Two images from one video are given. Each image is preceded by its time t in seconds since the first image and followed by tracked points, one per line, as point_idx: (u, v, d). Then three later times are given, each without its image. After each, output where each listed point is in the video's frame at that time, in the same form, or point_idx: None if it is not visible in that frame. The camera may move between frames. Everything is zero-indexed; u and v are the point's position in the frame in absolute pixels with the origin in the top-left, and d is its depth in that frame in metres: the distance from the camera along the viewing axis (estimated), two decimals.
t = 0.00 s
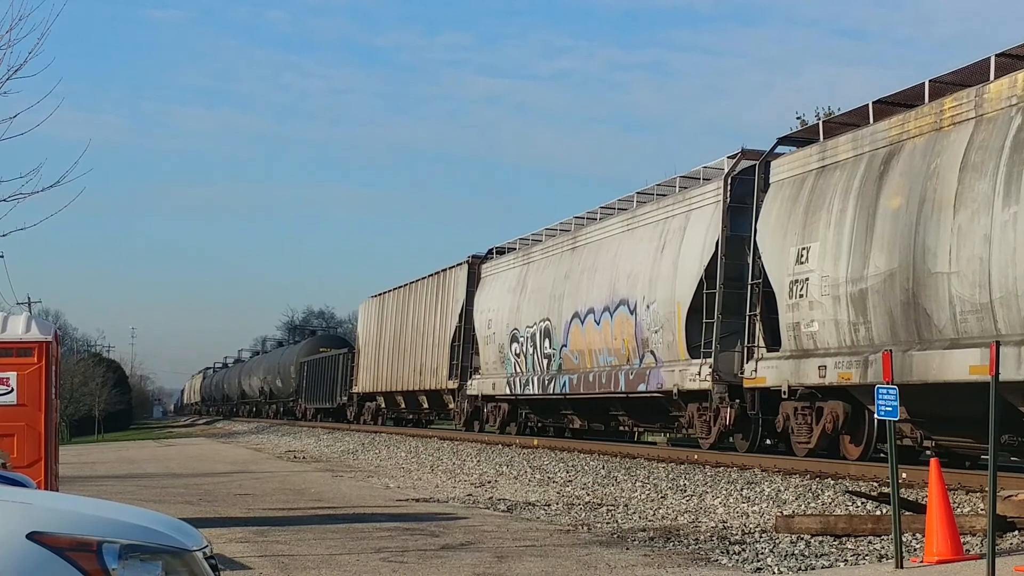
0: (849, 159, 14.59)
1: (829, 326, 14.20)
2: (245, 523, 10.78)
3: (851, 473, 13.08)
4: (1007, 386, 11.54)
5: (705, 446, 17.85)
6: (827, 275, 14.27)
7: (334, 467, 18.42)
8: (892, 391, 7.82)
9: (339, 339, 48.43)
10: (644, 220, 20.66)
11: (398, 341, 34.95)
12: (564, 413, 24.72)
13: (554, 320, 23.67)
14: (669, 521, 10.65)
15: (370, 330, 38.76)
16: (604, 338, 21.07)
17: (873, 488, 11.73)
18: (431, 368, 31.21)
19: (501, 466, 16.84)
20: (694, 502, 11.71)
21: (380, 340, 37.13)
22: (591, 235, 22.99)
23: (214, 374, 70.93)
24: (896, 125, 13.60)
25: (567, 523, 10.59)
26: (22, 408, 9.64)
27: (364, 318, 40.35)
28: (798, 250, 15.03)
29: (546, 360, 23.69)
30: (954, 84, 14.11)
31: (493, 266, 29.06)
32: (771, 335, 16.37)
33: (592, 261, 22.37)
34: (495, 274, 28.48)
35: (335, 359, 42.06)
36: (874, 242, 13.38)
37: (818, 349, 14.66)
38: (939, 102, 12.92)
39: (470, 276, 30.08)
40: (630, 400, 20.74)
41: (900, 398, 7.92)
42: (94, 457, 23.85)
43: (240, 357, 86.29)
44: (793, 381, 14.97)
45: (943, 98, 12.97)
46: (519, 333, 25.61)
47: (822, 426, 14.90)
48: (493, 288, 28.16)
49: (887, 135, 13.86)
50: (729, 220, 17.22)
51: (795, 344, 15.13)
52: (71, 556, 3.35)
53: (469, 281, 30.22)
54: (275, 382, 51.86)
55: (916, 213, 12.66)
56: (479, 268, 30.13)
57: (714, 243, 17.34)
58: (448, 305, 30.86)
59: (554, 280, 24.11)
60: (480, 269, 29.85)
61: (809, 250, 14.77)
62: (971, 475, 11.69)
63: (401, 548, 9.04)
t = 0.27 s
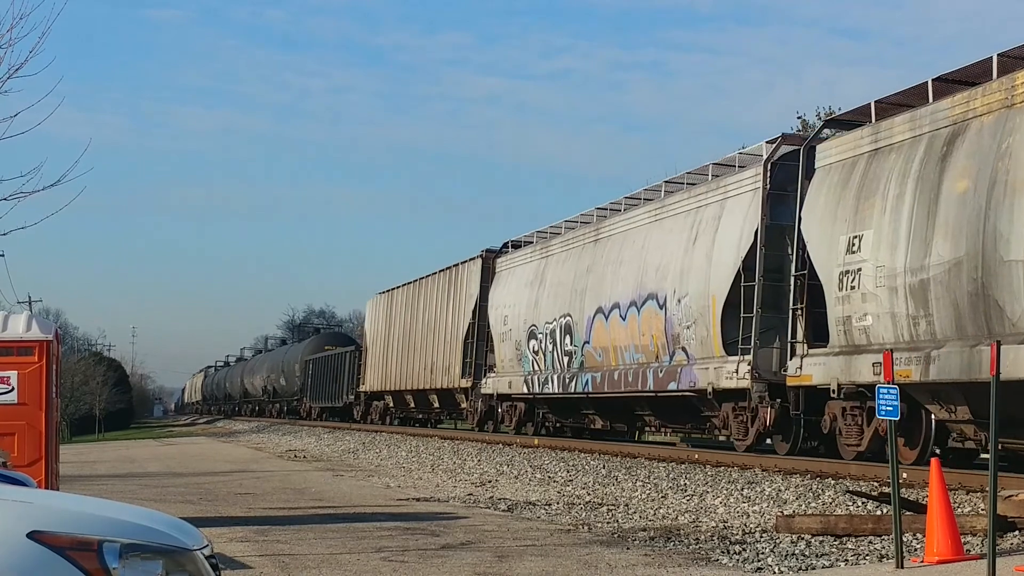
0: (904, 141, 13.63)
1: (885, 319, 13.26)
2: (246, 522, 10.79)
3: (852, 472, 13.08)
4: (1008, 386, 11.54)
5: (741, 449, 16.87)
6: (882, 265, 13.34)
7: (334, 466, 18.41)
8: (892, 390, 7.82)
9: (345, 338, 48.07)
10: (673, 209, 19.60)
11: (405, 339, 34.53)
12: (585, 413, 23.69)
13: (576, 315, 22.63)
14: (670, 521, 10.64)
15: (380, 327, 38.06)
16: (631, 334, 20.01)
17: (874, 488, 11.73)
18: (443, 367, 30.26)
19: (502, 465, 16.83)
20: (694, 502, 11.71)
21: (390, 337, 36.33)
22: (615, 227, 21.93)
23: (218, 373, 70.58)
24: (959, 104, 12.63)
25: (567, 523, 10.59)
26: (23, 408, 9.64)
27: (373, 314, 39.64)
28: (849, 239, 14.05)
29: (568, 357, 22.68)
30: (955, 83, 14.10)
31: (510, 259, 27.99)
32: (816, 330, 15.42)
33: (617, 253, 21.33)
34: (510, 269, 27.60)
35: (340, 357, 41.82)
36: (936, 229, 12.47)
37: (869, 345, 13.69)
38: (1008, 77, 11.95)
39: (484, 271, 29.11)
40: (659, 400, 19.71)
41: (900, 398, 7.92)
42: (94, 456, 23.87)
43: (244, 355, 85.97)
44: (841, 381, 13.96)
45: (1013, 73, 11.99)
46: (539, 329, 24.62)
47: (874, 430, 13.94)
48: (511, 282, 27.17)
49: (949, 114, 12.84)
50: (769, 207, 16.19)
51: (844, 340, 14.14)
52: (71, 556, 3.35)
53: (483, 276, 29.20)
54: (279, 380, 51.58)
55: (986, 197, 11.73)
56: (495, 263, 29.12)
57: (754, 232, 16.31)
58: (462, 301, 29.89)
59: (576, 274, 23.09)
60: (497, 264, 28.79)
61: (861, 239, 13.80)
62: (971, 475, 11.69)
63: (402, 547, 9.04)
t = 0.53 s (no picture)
0: (968, 120, 12.56)
1: (949, 312, 12.22)
2: (248, 521, 10.80)
3: (854, 471, 13.08)
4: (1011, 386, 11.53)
5: (781, 451, 15.89)
6: (945, 254, 12.30)
7: (337, 465, 18.40)
8: (894, 389, 7.81)
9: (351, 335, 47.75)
10: (706, 198, 18.55)
11: (412, 336, 34.11)
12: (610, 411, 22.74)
13: (600, 310, 21.80)
14: (672, 519, 10.64)
15: (389, 323, 37.31)
16: (660, 329, 19.14)
17: (876, 487, 11.73)
18: (457, 363, 29.34)
19: (504, 464, 16.83)
20: (696, 501, 11.71)
21: (400, 333, 35.52)
22: (642, 217, 20.94)
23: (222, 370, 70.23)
24: None
25: (569, 521, 10.59)
26: (25, 406, 9.66)
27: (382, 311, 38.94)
28: (907, 226, 13.03)
29: (594, 354, 21.71)
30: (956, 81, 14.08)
31: (530, 252, 27.02)
32: (867, 322, 14.37)
33: (645, 245, 20.35)
34: (529, 262, 26.79)
35: (345, 354, 41.59)
36: (1008, 215, 11.44)
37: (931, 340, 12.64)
38: None
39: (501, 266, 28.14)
40: (693, 398, 18.74)
41: (902, 396, 7.91)
42: (96, 454, 23.90)
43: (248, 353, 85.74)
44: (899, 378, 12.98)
45: None
46: (561, 325, 23.74)
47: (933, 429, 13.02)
48: (532, 276, 26.29)
49: (1019, 89, 11.74)
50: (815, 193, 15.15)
51: (903, 335, 13.07)
52: (74, 554, 3.35)
53: (499, 270, 28.20)
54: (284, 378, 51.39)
55: None
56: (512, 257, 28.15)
57: (798, 220, 15.32)
58: (476, 296, 29.00)
59: (601, 266, 22.06)
60: (517, 258, 27.84)
61: (922, 226, 12.74)
62: (973, 473, 11.69)
63: (403, 546, 9.05)
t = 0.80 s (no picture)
0: None
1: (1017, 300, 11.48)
2: (245, 518, 10.79)
3: (851, 469, 13.09)
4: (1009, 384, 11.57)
5: (821, 452, 15.05)
6: (1014, 239, 11.57)
7: (334, 463, 18.37)
8: (892, 387, 7.82)
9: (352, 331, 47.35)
10: (739, 184, 17.66)
11: (414, 333, 33.75)
12: (631, 410, 21.87)
13: (622, 303, 20.91)
14: (669, 517, 10.65)
15: (394, 319, 36.55)
16: (690, 323, 18.28)
17: (872, 485, 11.75)
18: (467, 360, 28.40)
19: (501, 462, 16.82)
20: (693, 499, 11.70)
21: (405, 329, 34.80)
22: (669, 206, 20.05)
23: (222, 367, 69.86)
24: None
25: (567, 519, 10.59)
26: (21, 404, 9.63)
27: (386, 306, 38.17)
28: (971, 209, 12.28)
29: (615, 349, 20.87)
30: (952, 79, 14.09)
31: (544, 244, 26.05)
32: (921, 314, 13.51)
33: (671, 235, 19.45)
34: (543, 255, 25.82)
35: (345, 351, 41.28)
36: None
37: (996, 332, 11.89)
38: None
39: (512, 258, 27.23)
40: (723, 395, 17.94)
41: (900, 394, 7.92)
42: (93, 452, 23.85)
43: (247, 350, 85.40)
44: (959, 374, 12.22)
45: None
46: (580, 320, 22.77)
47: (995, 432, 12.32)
48: (545, 269, 25.28)
49: None
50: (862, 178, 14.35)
51: (965, 326, 12.32)
52: (70, 552, 3.34)
53: (512, 262, 27.17)
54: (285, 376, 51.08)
55: None
56: (525, 251, 27.20)
57: (844, 207, 14.48)
58: (486, 291, 28.07)
59: (622, 258, 21.20)
60: (530, 251, 26.81)
61: (989, 210, 11.98)
62: (970, 471, 11.71)
63: (400, 544, 9.04)
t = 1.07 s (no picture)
0: None
1: None
2: (246, 518, 10.79)
3: (851, 469, 13.08)
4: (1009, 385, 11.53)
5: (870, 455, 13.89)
6: None
7: (334, 462, 18.35)
8: (892, 387, 7.82)
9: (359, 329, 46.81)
10: (778, 170, 16.28)
11: (424, 332, 33.03)
12: (658, 410, 20.53)
13: (650, 298, 19.61)
14: (669, 517, 10.65)
15: (403, 316, 35.64)
16: (725, 318, 16.99)
17: (873, 485, 11.74)
18: (483, 359, 27.21)
19: (501, 462, 16.81)
20: (693, 499, 11.71)
21: (415, 327, 33.90)
22: (699, 194, 18.69)
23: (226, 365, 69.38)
24: None
25: (567, 519, 10.58)
26: (22, 403, 9.64)
27: (396, 303, 37.25)
28: None
29: (642, 346, 19.56)
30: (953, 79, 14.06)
31: (565, 237, 24.69)
32: (989, 310, 12.28)
33: (703, 225, 18.15)
34: (564, 248, 24.53)
35: (351, 349, 40.84)
36: None
37: None
38: None
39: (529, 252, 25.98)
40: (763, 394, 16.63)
41: (900, 394, 7.91)
42: (93, 451, 23.85)
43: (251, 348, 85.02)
44: None
45: None
46: (605, 315, 21.44)
47: None
48: (567, 263, 23.95)
49: None
50: (920, 160, 13.05)
51: None
52: (71, 552, 3.34)
53: (529, 256, 25.88)
54: (289, 374, 50.66)
55: None
56: (544, 245, 25.91)
57: (898, 194, 13.21)
58: (502, 286, 26.86)
59: (650, 250, 19.89)
60: (551, 245, 25.47)
61: None
62: (971, 471, 11.70)
63: (400, 543, 9.03)
